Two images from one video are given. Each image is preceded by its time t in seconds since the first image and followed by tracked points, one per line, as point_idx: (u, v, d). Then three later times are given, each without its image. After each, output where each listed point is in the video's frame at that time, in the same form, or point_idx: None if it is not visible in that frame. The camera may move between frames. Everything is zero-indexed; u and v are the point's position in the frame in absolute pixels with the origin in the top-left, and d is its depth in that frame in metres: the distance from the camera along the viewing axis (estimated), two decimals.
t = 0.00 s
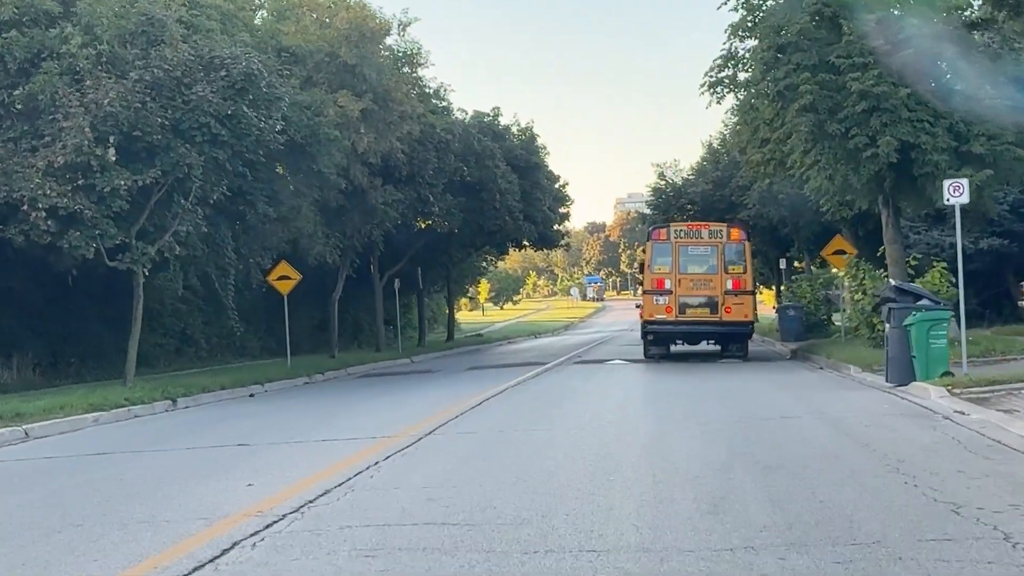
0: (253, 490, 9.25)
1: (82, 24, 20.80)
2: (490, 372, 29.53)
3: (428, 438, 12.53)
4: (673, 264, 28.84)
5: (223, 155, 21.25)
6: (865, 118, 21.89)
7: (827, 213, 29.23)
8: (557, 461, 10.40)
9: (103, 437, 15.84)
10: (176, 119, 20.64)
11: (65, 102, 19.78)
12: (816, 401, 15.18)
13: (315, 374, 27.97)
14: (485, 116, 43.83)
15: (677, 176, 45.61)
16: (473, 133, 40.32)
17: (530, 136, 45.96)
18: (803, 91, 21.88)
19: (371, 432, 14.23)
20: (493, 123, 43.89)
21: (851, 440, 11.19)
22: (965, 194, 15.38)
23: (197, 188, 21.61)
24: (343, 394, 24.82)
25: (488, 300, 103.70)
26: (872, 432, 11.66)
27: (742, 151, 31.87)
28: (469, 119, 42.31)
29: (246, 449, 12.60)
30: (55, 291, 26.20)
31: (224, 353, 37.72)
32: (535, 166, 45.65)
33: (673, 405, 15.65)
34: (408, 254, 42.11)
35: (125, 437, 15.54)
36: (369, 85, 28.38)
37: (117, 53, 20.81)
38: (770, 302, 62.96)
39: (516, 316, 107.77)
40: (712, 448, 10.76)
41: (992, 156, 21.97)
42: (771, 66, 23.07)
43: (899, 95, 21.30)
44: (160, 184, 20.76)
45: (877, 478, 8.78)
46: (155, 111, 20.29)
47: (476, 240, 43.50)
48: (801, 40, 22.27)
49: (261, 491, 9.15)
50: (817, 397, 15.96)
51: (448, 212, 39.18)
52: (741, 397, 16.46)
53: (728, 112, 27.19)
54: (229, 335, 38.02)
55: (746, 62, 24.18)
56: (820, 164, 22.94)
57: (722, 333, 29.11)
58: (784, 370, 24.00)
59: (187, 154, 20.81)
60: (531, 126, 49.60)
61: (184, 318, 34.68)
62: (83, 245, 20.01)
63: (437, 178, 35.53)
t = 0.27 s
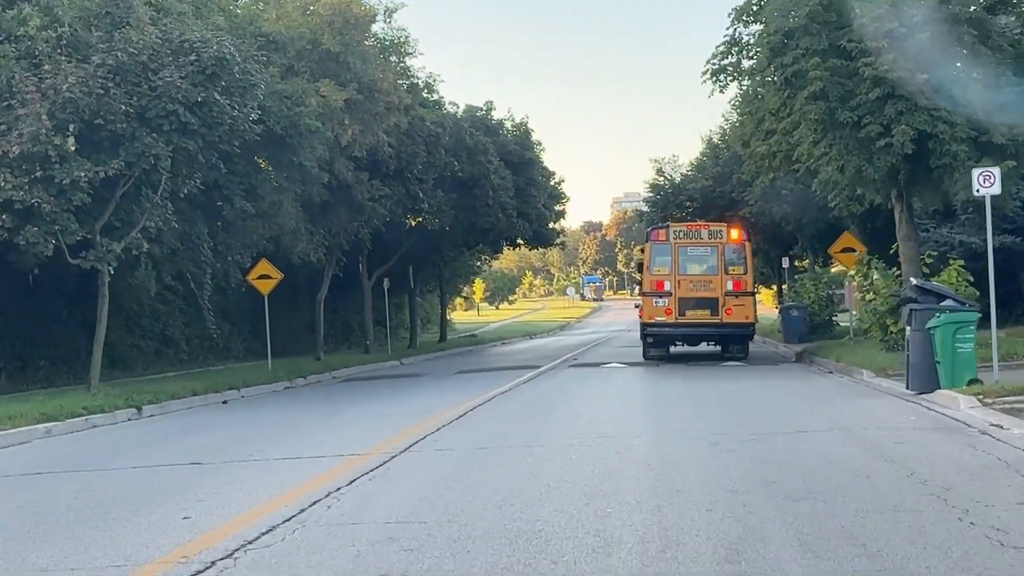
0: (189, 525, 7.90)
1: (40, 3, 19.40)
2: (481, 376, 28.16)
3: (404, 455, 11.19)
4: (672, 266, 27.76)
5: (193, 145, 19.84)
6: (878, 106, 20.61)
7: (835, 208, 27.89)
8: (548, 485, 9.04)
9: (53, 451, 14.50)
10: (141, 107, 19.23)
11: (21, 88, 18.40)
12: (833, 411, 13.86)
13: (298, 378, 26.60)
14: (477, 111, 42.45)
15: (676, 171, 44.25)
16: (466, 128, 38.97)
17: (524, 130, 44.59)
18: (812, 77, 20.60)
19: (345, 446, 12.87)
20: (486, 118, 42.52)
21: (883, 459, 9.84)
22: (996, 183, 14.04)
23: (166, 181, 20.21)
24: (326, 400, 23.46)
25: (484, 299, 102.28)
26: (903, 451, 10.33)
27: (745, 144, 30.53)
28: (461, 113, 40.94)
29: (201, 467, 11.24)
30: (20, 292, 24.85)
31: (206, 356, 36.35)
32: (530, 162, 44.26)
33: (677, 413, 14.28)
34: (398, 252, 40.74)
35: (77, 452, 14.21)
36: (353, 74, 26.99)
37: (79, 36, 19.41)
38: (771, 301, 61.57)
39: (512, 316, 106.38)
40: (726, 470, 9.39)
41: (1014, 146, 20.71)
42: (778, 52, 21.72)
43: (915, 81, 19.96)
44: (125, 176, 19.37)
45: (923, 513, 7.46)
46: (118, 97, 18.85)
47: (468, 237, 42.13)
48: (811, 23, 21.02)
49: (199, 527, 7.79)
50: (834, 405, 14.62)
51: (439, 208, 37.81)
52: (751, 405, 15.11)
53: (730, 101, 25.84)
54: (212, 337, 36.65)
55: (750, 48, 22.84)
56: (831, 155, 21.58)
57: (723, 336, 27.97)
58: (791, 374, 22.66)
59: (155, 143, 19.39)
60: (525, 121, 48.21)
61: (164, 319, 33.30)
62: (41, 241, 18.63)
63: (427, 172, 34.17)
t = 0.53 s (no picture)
0: (112, 567, 6.65)
1: None
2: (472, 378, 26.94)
3: (375, 474, 9.98)
4: (671, 265, 27.48)
5: (162, 135, 18.57)
6: (892, 93, 19.43)
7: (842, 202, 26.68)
8: (540, 515, 7.80)
9: None
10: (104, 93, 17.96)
11: None
12: (852, 420, 12.65)
13: (280, 381, 25.36)
14: (469, 104, 41.18)
15: (674, 167, 43.02)
16: (457, 122, 37.73)
17: (518, 125, 43.35)
18: (822, 62, 19.42)
19: (319, 460, 11.63)
20: (478, 112, 41.25)
21: (921, 482, 8.59)
22: None
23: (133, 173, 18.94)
24: (308, 404, 22.22)
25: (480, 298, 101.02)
26: (940, 470, 9.10)
27: (747, 136, 29.32)
28: (452, 106, 39.68)
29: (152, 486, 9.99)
30: None
31: (188, 357, 35.09)
32: (524, 157, 43.01)
33: (683, 421, 13.05)
34: (387, 250, 39.50)
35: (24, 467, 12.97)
36: (336, 62, 25.72)
37: (39, 17, 18.15)
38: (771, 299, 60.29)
39: (506, 315, 105.11)
40: (744, 498, 8.14)
41: None
42: (785, 36, 20.52)
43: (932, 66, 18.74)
44: (87, 167, 18.10)
45: (980, 556, 6.24)
46: (79, 81, 17.58)
47: (460, 235, 40.89)
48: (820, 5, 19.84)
49: (125, 569, 6.57)
50: (852, 413, 13.42)
51: (429, 205, 36.56)
52: (764, 412, 13.88)
53: (735, 89, 24.63)
54: (194, 338, 35.37)
55: (754, 34, 21.65)
56: (842, 146, 20.36)
57: (722, 335, 27.71)
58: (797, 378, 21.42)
59: (119, 132, 18.11)
60: (519, 115, 46.97)
61: (142, 319, 32.03)
62: None
63: (417, 167, 32.94)
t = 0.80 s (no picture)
0: None
1: None
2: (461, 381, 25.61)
3: (338, 499, 8.70)
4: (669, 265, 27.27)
5: (123, 121, 17.26)
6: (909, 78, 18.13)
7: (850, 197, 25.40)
8: (524, 559, 6.50)
9: None
10: (59, 77, 16.63)
11: None
12: (877, 435, 11.35)
13: (258, 386, 24.06)
14: (461, 98, 39.87)
15: (672, 162, 41.71)
16: (447, 115, 36.41)
17: (511, 119, 42.03)
18: (833, 45, 18.13)
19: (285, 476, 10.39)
20: (470, 105, 39.94)
21: (974, 517, 7.29)
22: None
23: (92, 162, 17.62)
24: (286, 411, 20.91)
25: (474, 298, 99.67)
26: (993, 501, 7.79)
27: (750, 127, 28.01)
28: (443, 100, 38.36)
29: (86, 510, 8.75)
30: None
31: (167, 359, 33.81)
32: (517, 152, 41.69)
33: (692, 437, 11.76)
34: (375, 247, 38.17)
35: None
36: (317, 49, 24.38)
37: None
38: (772, 299, 58.97)
39: (501, 315, 103.86)
40: (773, 538, 6.83)
41: None
42: (795, 16, 19.27)
43: (951, 49, 17.40)
44: (41, 156, 16.78)
45: None
46: (30, 63, 16.25)
47: (451, 232, 39.56)
48: None
49: None
50: (874, 425, 12.11)
51: (418, 201, 35.24)
52: (782, 424, 12.59)
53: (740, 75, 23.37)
54: (173, 339, 34.12)
55: (760, 15, 20.37)
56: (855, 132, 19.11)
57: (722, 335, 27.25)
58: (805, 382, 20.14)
59: (77, 119, 16.79)
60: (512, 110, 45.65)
61: (118, 319, 30.80)
62: None
63: (404, 161, 31.61)
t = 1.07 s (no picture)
0: None
1: None
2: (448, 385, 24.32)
3: (286, 536, 7.42)
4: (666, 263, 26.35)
5: (77, 107, 15.95)
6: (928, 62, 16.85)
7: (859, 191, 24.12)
8: None
9: None
10: (7, 58, 15.32)
11: None
12: (905, 452, 10.07)
13: (232, 391, 22.77)
14: (451, 91, 38.59)
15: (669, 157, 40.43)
16: (436, 108, 35.13)
17: (503, 113, 40.75)
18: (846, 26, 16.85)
19: (237, 498, 9.16)
20: (460, 98, 38.66)
21: None
22: None
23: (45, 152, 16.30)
24: (260, 418, 19.64)
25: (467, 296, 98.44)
26: None
27: (752, 118, 26.73)
28: (432, 92, 37.07)
29: None
30: None
31: (144, 361, 32.54)
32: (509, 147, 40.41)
33: (697, 454, 10.55)
34: (362, 245, 36.91)
35: None
36: (296, 34, 23.16)
37: None
38: (770, 299, 57.66)
39: (494, 314, 102.59)
40: None
41: None
42: None
43: (974, 29, 16.13)
44: None
45: None
46: None
47: (440, 229, 38.28)
48: None
49: None
50: (899, 441, 10.84)
51: (405, 197, 33.94)
52: (796, 439, 11.32)
53: (746, 60, 22.10)
54: (150, 340, 32.84)
55: None
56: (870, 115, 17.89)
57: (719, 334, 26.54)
58: (811, 388, 18.89)
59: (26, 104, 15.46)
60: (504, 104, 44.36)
61: (91, 320, 29.52)
62: None
63: (390, 154, 30.33)
